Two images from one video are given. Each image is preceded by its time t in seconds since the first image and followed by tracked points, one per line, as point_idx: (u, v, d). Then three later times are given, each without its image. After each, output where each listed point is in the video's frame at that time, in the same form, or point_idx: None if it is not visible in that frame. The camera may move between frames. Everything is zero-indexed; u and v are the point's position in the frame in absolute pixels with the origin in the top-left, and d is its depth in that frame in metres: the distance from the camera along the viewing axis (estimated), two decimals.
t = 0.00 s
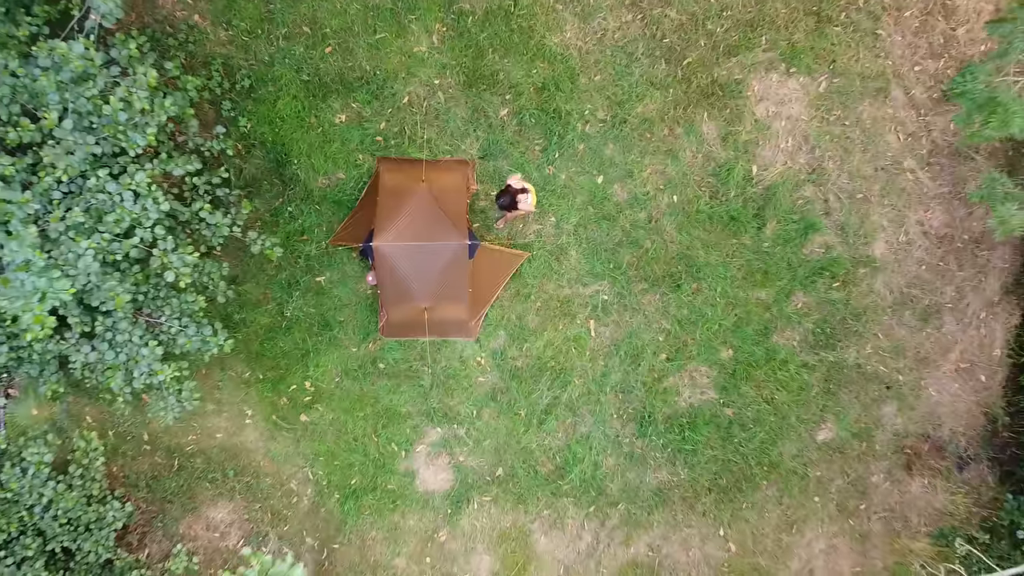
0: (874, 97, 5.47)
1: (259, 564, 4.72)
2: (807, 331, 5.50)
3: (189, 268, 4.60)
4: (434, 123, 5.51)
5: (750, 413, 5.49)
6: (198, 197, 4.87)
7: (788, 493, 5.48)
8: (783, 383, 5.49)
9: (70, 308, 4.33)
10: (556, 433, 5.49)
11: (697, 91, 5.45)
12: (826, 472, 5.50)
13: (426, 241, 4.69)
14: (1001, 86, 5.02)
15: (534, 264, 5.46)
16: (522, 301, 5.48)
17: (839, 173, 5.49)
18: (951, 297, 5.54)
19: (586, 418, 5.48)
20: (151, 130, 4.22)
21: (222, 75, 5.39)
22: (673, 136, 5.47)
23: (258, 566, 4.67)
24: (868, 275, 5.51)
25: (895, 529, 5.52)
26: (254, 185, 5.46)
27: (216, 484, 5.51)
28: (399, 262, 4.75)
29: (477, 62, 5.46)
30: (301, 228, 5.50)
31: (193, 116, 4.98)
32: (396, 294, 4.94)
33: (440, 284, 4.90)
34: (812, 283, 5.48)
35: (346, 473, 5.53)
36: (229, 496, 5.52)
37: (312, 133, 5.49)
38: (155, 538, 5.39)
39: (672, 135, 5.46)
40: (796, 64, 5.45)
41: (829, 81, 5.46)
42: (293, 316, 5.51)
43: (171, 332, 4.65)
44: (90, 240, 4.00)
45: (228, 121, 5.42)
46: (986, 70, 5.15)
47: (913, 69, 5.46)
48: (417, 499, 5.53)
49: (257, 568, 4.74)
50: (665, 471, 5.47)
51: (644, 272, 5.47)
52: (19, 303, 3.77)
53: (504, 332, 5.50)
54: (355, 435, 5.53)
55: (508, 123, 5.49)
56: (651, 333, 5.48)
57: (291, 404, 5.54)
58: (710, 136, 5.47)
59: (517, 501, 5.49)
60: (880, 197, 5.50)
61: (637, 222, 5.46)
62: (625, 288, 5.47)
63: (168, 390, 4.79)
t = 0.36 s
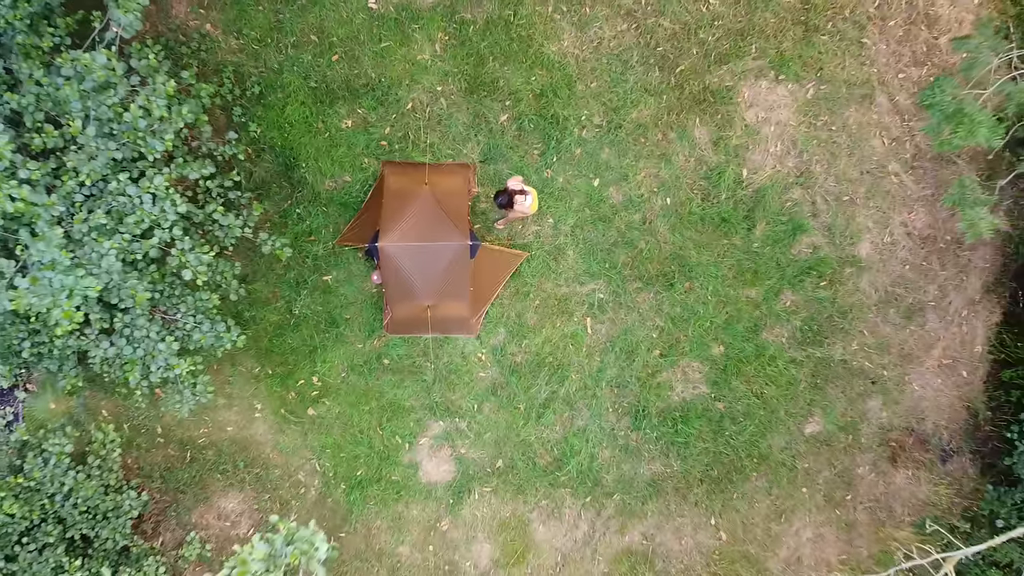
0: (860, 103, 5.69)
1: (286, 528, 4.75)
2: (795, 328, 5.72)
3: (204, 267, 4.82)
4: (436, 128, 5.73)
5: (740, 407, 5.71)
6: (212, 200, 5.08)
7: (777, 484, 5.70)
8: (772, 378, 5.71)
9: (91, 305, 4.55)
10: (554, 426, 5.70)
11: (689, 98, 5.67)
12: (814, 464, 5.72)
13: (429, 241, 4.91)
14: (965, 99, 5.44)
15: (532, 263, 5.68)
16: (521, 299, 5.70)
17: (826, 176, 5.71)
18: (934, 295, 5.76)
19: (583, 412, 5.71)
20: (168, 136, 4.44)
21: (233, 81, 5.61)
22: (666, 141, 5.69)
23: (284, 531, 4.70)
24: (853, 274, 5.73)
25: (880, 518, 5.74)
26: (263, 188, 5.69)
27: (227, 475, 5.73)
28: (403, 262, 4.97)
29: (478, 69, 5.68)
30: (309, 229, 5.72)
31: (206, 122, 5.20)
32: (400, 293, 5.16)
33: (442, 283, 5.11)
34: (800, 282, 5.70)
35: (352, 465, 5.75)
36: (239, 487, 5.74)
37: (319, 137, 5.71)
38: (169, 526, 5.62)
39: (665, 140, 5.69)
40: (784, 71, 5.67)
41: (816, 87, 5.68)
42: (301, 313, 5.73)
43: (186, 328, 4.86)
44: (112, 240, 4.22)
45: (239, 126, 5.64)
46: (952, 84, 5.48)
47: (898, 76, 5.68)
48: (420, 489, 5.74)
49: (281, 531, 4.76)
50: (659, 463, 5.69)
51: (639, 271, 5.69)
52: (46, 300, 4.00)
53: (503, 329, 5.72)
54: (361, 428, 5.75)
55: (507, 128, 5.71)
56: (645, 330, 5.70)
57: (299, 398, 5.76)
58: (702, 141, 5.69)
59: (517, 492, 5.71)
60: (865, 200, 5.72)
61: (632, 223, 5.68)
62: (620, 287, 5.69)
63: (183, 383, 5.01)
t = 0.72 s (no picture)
0: (847, 109, 5.91)
1: (308, 503, 4.88)
2: (784, 327, 5.94)
3: (218, 267, 5.04)
4: (439, 133, 5.95)
5: (732, 402, 5.93)
6: (224, 203, 5.31)
7: (766, 477, 5.92)
8: (762, 375, 5.93)
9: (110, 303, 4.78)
10: (552, 421, 5.92)
11: (682, 105, 5.89)
12: (802, 457, 5.95)
13: (433, 243, 5.11)
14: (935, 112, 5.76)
15: (532, 264, 5.90)
16: (520, 298, 5.92)
17: (814, 180, 5.92)
18: (918, 295, 5.98)
19: (580, 407, 5.92)
20: (185, 143, 4.66)
21: (243, 89, 5.83)
22: (661, 146, 5.91)
23: (306, 505, 4.83)
24: (841, 274, 5.95)
25: (866, 510, 5.96)
26: (273, 192, 5.91)
27: (238, 468, 5.95)
28: (407, 263, 5.17)
29: (479, 77, 5.90)
30: (317, 231, 5.94)
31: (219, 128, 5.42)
32: (404, 293, 5.37)
33: (444, 283, 5.32)
34: (789, 282, 5.92)
35: (358, 458, 5.97)
36: (249, 479, 5.97)
37: (326, 143, 5.93)
38: (181, 517, 5.84)
39: (659, 145, 5.90)
40: (774, 79, 5.89)
41: (805, 94, 5.90)
42: (309, 312, 5.95)
43: (201, 326, 5.09)
44: (132, 243, 4.46)
45: (249, 132, 5.86)
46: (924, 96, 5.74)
47: (883, 83, 5.90)
48: (423, 482, 5.96)
49: (304, 506, 4.91)
50: (653, 457, 5.91)
51: (634, 272, 5.91)
52: (71, 299, 4.24)
53: (503, 327, 5.94)
54: (366, 423, 5.97)
55: (507, 134, 5.93)
56: (640, 328, 5.92)
57: (307, 394, 5.98)
58: (695, 146, 5.91)
59: (517, 484, 5.92)
60: (852, 203, 5.94)
61: (627, 225, 5.90)
62: (616, 287, 5.91)
63: (197, 378, 5.24)
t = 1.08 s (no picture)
0: (835, 115, 6.12)
1: (327, 481, 5.17)
2: (774, 325, 6.17)
3: (232, 267, 5.27)
4: (442, 138, 6.18)
5: (724, 397, 6.15)
6: (236, 206, 5.53)
7: (757, 469, 6.15)
8: (753, 371, 6.15)
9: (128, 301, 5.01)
10: (551, 415, 6.15)
11: (676, 111, 6.11)
12: (792, 450, 6.17)
13: (436, 244, 5.32)
14: (913, 121, 6.05)
15: (531, 264, 6.13)
16: (520, 297, 6.14)
17: (804, 184, 6.15)
18: (904, 294, 6.20)
19: (578, 402, 6.15)
20: (201, 148, 4.89)
21: (253, 95, 6.06)
22: (655, 151, 6.13)
23: (325, 483, 5.11)
24: (829, 274, 6.17)
25: (854, 501, 6.18)
26: (282, 194, 6.13)
27: (248, 461, 6.18)
28: (412, 263, 5.37)
29: (481, 84, 6.12)
30: (324, 232, 6.17)
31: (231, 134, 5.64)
32: (408, 292, 5.57)
33: (447, 282, 5.52)
34: (779, 282, 6.14)
35: (363, 451, 6.20)
36: (259, 471, 6.20)
37: (333, 147, 6.15)
38: (194, 507, 6.07)
39: (654, 150, 6.13)
40: (765, 86, 6.11)
41: (794, 101, 6.13)
42: (317, 311, 6.17)
43: (214, 323, 5.32)
44: (151, 244, 4.69)
45: (259, 137, 6.08)
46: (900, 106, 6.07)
47: (870, 90, 6.11)
48: (427, 474, 6.19)
49: (323, 485, 5.19)
50: (648, 450, 6.14)
51: (630, 271, 6.13)
52: (93, 297, 4.49)
53: (504, 325, 6.16)
54: (371, 417, 6.20)
55: (507, 138, 6.15)
56: (635, 326, 6.14)
57: (314, 389, 6.20)
58: (688, 150, 6.13)
59: (516, 476, 6.15)
60: (840, 205, 6.16)
61: (623, 227, 6.13)
62: (612, 286, 6.13)
63: (210, 373, 5.47)
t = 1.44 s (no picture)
0: (824, 120, 6.34)
1: (344, 462, 5.12)
2: (766, 323, 6.39)
3: (245, 268, 5.49)
4: (445, 143, 6.41)
5: (717, 393, 6.38)
6: (248, 208, 5.76)
7: (749, 462, 6.37)
8: (745, 367, 6.38)
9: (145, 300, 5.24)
10: (550, 410, 6.37)
11: (671, 117, 6.34)
12: (782, 444, 6.40)
13: (440, 246, 5.53)
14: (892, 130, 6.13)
15: (531, 264, 6.35)
16: (520, 296, 6.37)
17: (794, 187, 6.37)
18: (890, 294, 6.42)
19: (576, 397, 6.38)
20: (216, 154, 5.12)
21: (263, 101, 6.28)
22: (651, 155, 6.36)
23: (343, 464, 5.10)
24: (819, 274, 6.39)
25: (842, 493, 6.41)
26: (291, 197, 6.36)
27: (258, 454, 6.41)
28: (416, 264, 5.58)
29: (482, 91, 6.35)
30: (331, 233, 6.39)
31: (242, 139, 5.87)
32: (413, 291, 5.78)
33: (450, 282, 5.74)
34: (770, 282, 6.37)
35: (369, 444, 6.43)
36: (269, 464, 6.42)
37: (340, 151, 6.37)
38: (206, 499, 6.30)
39: (650, 154, 6.35)
40: (756, 93, 6.34)
41: (785, 107, 6.35)
42: (324, 309, 6.39)
43: (227, 321, 5.55)
44: (168, 245, 4.94)
45: (269, 141, 6.31)
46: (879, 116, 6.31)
47: (858, 97, 6.34)
48: (430, 467, 6.41)
49: (340, 465, 5.15)
50: (644, 443, 6.36)
51: (626, 272, 6.36)
52: (115, 296, 4.74)
53: (504, 323, 6.39)
54: (377, 412, 6.43)
55: (508, 143, 6.38)
56: (632, 324, 6.37)
57: (322, 385, 6.43)
58: (683, 155, 6.36)
59: (517, 469, 6.38)
60: (829, 208, 6.38)
61: (620, 228, 6.35)
62: (609, 286, 6.36)
63: (223, 368, 5.70)
